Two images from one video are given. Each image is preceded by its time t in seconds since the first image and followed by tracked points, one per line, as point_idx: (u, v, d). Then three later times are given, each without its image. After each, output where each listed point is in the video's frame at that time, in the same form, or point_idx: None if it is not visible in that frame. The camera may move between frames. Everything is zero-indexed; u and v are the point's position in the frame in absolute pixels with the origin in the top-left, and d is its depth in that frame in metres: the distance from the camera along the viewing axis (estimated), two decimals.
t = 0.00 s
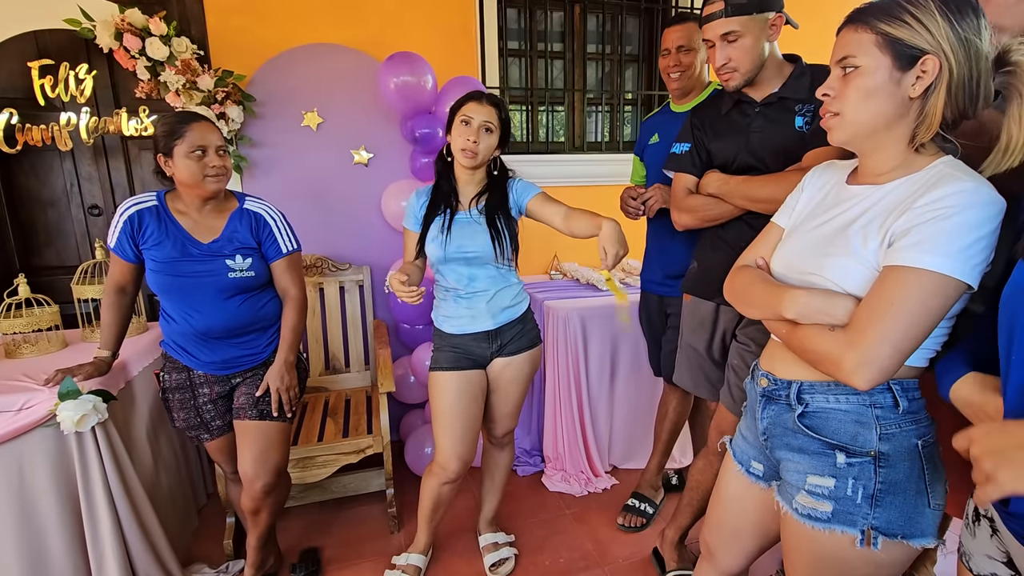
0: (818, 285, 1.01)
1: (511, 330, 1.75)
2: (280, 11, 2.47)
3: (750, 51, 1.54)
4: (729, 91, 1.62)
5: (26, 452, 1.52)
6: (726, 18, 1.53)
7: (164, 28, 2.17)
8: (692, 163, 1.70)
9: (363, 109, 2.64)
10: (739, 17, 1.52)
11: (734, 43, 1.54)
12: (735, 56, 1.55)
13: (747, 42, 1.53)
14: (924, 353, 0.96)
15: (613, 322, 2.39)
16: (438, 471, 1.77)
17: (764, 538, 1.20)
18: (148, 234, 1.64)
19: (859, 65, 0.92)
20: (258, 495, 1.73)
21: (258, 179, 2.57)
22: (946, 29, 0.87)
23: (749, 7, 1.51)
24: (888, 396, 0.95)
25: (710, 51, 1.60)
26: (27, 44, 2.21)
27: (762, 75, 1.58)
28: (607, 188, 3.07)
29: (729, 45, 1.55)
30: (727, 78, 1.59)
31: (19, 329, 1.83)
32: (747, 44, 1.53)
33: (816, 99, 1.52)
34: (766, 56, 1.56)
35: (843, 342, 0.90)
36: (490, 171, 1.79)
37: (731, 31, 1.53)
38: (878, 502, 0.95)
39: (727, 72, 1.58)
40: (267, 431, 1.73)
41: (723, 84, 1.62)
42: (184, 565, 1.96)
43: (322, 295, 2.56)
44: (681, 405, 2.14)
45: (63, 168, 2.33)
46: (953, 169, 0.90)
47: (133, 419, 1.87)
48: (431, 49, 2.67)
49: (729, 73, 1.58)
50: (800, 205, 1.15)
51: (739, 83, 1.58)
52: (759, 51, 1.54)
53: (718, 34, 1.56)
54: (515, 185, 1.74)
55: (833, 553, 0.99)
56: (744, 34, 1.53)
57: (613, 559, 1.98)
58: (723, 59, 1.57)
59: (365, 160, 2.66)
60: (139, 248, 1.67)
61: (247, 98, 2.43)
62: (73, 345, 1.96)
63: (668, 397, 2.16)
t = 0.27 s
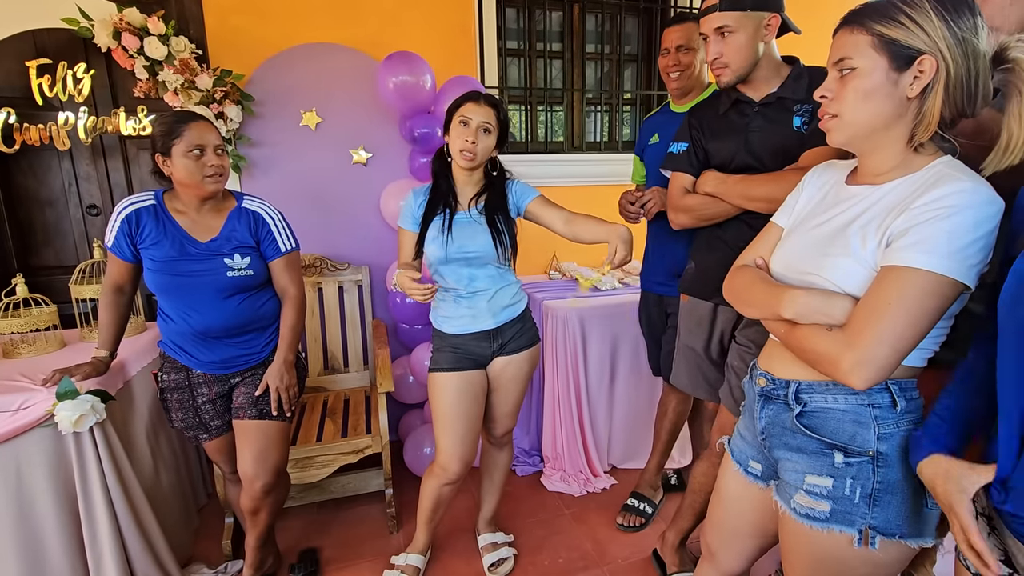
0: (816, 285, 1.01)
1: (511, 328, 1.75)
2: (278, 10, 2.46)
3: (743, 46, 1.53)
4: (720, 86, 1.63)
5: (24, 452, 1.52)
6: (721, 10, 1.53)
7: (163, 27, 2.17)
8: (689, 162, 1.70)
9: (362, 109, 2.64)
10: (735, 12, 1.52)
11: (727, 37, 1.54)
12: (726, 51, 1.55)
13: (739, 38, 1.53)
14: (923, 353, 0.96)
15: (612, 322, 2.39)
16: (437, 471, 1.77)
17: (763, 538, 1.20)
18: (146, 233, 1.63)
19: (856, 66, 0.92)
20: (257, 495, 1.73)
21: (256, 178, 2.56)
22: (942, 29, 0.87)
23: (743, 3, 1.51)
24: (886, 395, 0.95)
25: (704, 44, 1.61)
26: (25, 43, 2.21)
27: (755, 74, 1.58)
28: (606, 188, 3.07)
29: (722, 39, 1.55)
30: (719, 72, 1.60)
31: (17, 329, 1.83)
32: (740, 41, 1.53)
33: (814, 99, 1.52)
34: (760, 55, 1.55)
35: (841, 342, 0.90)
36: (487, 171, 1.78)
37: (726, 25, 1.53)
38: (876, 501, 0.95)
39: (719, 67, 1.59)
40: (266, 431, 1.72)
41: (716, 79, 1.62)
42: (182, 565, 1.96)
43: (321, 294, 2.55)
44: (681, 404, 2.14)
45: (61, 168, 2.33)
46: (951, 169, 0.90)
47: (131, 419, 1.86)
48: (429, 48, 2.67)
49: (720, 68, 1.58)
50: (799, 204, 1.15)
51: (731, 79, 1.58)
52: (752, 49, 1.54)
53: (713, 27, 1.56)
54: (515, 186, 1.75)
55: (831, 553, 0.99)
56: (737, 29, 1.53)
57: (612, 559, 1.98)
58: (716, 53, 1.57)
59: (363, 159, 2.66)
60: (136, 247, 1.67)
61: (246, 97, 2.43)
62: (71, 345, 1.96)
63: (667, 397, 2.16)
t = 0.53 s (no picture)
0: (815, 285, 1.01)
1: (511, 328, 1.75)
2: (277, 10, 2.46)
3: (743, 47, 1.53)
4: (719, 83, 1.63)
5: (23, 452, 1.52)
6: (722, 7, 1.54)
7: (162, 27, 2.17)
8: (688, 162, 1.71)
9: (361, 109, 2.64)
10: (734, 10, 1.53)
11: (726, 35, 1.55)
12: (725, 49, 1.56)
13: (737, 35, 1.54)
14: (923, 353, 0.96)
15: (612, 322, 2.40)
16: (437, 471, 1.77)
17: (762, 538, 1.20)
18: (145, 233, 1.63)
19: (852, 67, 0.92)
20: (258, 494, 1.73)
21: (256, 178, 2.56)
22: (938, 29, 0.87)
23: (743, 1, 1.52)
24: (886, 395, 0.95)
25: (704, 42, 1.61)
26: (24, 43, 2.21)
27: (753, 74, 1.58)
28: (606, 188, 3.07)
29: (721, 37, 1.56)
30: (718, 69, 1.60)
31: (17, 329, 1.82)
32: (738, 38, 1.53)
33: (811, 100, 1.52)
34: (758, 54, 1.55)
35: (841, 343, 0.90)
36: (486, 172, 1.78)
37: (724, 22, 1.54)
38: (876, 501, 0.95)
39: (718, 64, 1.59)
40: (267, 430, 1.72)
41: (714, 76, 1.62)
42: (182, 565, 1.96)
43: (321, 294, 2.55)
44: (680, 404, 2.13)
45: (61, 168, 2.32)
46: (950, 169, 0.90)
47: (131, 419, 1.86)
48: (429, 48, 2.67)
49: (719, 65, 1.58)
50: (798, 204, 1.15)
51: (729, 77, 1.58)
52: (751, 48, 1.54)
53: (713, 24, 1.57)
54: (515, 188, 1.78)
55: (831, 552, 0.99)
56: (736, 27, 1.53)
57: (612, 559, 1.98)
58: (715, 50, 1.58)
59: (363, 159, 2.66)
60: (135, 247, 1.67)
61: (246, 97, 2.43)
62: (70, 345, 1.96)
63: (666, 397, 2.15)
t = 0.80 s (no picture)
0: (815, 286, 1.01)
1: (510, 328, 1.75)
2: (277, 10, 2.46)
3: (740, 43, 1.54)
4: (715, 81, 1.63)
5: (23, 452, 1.52)
6: (722, 5, 1.55)
7: (161, 27, 2.17)
8: (685, 162, 1.71)
9: (361, 109, 2.64)
10: (732, 9, 1.54)
11: (723, 33, 1.56)
12: (722, 47, 1.56)
13: (735, 34, 1.55)
14: (922, 353, 0.96)
15: (611, 322, 2.40)
16: (436, 472, 1.77)
17: (761, 538, 1.20)
18: (144, 233, 1.63)
19: (852, 67, 0.93)
20: (257, 494, 1.73)
21: (256, 178, 2.56)
22: (938, 29, 0.87)
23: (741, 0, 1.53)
24: (886, 396, 0.95)
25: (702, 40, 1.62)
26: (23, 43, 2.20)
27: (749, 74, 1.58)
28: (605, 188, 3.07)
29: (719, 35, 1.57)
30: (714, 67, 1.60)
31: (16, 329, 1.82)
32: (736, 37, 1.54)
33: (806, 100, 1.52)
34: (755, 54, 1.55)
35: (840, 343, 0.90)
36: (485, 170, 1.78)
37: (722, 21, 1.56)
38: (876, 502, 0.95)
39: (715, 61, 1.59)
40: (266, 430, 1.72)
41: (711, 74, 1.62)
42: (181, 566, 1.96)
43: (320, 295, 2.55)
44: (680, 404, 2.13)
45: (60, 168, 2.32)
46: (949, 169, 0.90)
47: (130, 420, 1.86)
48: (428, 47, 2.67)
49: (716, 62, 1.59)
50: (796, 205, 1.15)
51: (726, 74, 1.58)
52: (748, 47, 1.54)
53: (711, 22, 1.58)
54: (516, 190, 1.78)
55: (831, 553, 0.99)
56: (733, 25, 1.54)
57: (611, 559, 1.98)
58: (711, 48, 1.59)
59: (362, 159, 2.66)
60: (135, 247, 1.67)
61: (245, 97, 2.43)
62: (69, 345, 1.96)
63: (666, 396, 2.15)
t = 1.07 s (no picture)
0: (812, 286, 1.01)
1: (507, 328, 1.75)
2: (274, 10, 2.46)
3: (733, 40, 1.53)
4: (709, 78, 1.63)
5: (19, 453, 1.51)
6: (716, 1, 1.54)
7: (159, 27, 2.17)
8: (680, 162, 1.73)
9: (359, 109, 2.63)
10: (726, 5, 1.53)
11: (717, 30, 1.55)
12: (716, 43, 1.56)
13: (729, 30, 1.54)
14: (919, 354, 0.96)
15: (610, 322, 2.39)
16: (434, 472, 1.77)
17: (758, 538, 1.19)
18: (142, 233, 1.63)
19: (862, 63, 0.91)
20: (255, 495, 1.72)
21: (254, 178, 2.56)
22: (947, 28, 0.87)
23: None
24: (882, 396, 0.95)
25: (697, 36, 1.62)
26: (20, 43, 2.20)
27: (742, 73, 1.58)
28: (604, 188, 3.06)
29: (713, 31, 1.56)
30: (708, 63, 1.60)
31: (13, 330, 1.82)
32: (729, 33, 1.53)
33: (796, 100, 1.51)
34: (748, 53, 1.55)
35: (839, 344, 0.90)
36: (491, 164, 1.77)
37: (716, 16, 1.54)
38: (873, 503, 0.95)
39: (708, 57, 1.59)
40: (264, 431, 1.72)
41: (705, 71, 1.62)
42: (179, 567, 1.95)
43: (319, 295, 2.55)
44: (679, 405, 2.13)
45: (58, 168, 2.32)
46: (946, 169, 0.90)
47: (127, 420, 1.86)
48: (426, 47, 2.67)
49: (709, 58, 1.59)
50: (792, 205, 1.15)
51: (719, 71, 1.58)
52: (742, 45, 1.54)
53: (706, 18, 1.57)
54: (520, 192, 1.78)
55: (828, 554, 0.99)
56: (727, 21, 1.53)
57: (610, 560, 1.98)
58: (705, 44, 1.59)
59: (360, 159, 2.66)
60: (132, 247, 1.66)
61: (243, 97, 2.43)
62: (67, 346, 1.95)
63: (665, 396, 2.15)
